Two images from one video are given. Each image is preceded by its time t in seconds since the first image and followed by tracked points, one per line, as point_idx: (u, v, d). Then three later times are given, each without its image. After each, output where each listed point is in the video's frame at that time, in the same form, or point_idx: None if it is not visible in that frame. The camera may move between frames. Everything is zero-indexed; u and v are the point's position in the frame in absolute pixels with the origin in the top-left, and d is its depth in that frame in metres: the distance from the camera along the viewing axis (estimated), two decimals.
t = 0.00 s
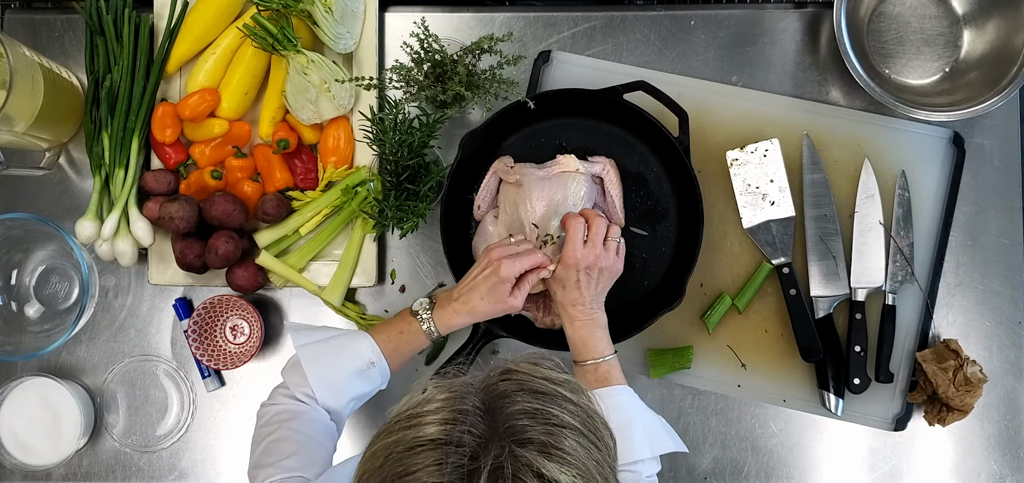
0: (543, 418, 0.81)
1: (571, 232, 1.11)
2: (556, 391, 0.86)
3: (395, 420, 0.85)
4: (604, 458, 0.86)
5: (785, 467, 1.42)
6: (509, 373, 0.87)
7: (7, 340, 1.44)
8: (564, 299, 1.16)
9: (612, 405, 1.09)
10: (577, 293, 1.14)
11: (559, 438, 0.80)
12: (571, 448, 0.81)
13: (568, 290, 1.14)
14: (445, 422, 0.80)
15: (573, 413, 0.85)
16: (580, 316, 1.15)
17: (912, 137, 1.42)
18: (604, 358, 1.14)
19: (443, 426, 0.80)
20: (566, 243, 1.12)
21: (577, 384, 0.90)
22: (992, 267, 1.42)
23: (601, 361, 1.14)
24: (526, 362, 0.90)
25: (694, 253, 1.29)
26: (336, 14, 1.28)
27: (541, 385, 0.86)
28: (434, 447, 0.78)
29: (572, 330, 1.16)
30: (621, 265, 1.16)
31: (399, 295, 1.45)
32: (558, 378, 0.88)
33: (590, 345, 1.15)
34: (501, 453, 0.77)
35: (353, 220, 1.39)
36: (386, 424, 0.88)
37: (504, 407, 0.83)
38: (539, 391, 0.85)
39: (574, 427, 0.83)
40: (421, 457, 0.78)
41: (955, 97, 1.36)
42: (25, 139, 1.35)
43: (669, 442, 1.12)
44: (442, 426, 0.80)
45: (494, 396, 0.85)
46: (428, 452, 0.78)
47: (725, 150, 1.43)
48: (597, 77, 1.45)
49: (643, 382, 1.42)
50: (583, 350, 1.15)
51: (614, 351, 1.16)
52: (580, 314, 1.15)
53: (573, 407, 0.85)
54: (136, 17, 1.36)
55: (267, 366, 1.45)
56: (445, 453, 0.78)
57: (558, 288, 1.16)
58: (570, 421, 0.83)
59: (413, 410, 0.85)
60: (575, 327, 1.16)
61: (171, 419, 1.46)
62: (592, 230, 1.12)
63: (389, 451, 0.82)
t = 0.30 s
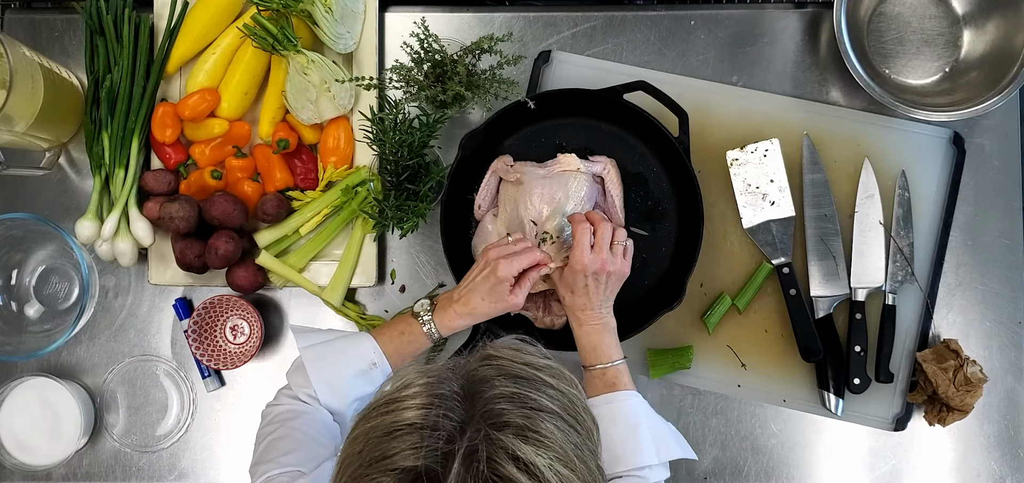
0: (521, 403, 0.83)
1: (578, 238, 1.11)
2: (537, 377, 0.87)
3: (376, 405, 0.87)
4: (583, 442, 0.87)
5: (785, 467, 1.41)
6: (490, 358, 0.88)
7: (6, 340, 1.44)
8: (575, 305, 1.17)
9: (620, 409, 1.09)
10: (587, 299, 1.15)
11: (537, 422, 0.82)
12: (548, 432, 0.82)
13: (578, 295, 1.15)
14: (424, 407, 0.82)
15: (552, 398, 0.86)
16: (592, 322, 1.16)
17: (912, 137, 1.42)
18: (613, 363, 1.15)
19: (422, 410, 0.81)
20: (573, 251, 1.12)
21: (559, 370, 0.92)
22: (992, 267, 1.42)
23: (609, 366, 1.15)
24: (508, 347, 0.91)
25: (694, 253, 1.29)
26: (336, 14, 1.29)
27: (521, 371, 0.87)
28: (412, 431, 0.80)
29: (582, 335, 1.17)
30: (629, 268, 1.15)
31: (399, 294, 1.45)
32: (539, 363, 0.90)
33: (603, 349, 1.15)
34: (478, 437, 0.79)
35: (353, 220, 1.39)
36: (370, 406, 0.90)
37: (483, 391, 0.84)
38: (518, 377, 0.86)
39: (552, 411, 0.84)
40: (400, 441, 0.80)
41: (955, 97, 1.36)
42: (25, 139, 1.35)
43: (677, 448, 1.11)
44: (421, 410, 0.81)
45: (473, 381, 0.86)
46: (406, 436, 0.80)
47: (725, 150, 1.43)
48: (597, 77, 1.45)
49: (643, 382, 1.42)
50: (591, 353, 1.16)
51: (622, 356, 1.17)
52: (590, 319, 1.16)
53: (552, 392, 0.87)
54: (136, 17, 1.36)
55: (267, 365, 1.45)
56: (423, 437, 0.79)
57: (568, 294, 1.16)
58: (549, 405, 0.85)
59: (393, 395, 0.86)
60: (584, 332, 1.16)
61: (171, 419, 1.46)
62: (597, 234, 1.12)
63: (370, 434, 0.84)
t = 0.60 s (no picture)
0: (513, 398, 0.83)
1: (584, 237, 1.11)
2: (531, 375, 0.87)
3: (370, 401, 0.87)
4: (575, 439, 0.87)
5: (785, 467, 1.41)
6: (483, 356, 0.88)
7: (6, 340, 1.44)
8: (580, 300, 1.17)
9: (622, 405, 1.08)
10: (593, 294, 1.15)
11: (529, 418, 0.82)
12: (540, 429, 0.82)
13: (583, 290, 1.15)
14: (416, 403, 0.82)
15: (545, 394, 0.86)
16: (597, 317, 1.16)
17: (912, 137, 1.42)
18: (617, 357, 1.15)
19: (414, 406, 0.82)
20: (578, 247, 1.12)
21: (552, 367, 0.92)
22: (992, 267, 1.42)
23: (614, 360, 1.14)
24: (502, 344, 0.91)
25: (694, 253, 1.29)
26: (336, 14, 1.29)
27: (513, 367, 0.87)
28: (405, 427, 0.80)
29: (587, 329, 1.17)
30: (636, 262, 1.15)
31: (399, 295, 1.45)
32: (532, 360, 0.90)
33: (607, 344, 1.16)
34: (470, 433, 0.79)
35: (353, 220, 1.38)
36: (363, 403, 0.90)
37: (476, 387, 0.84)
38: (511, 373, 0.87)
39: (544, 407, 0.84)
40: (392, 437, 0.80)
41: (955, 97, 1.36)
42: (25, 139, 1.35)
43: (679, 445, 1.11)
44: (413, 406, 0.81)
45: (466, 377, 0.86)
46: (399, 433, 0.80)
47: (725, 150, 1.43)
48: (597, 77, 1.45)
49: (643, 382, 1.42)
50: (596, 349, 1.16)
51: (627, 352, 1.17)
52: (595, 313, 1.16)
53: (545, 388, 0.87)
54: (136, 17, 1.36)
55: (267, 365, 1.45)
56: (415, 433, 0.80)
57: (573, 290, 1.17)
58: (541, 402, 0.85)
59: (386, 392, 0.86)
60: (590, 327, 1.17)
61: (171, 419, 1.46)
62: (602, 230, 1.12)
63: (362, 431, 0.84)
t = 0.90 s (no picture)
0: (502, 382, 0.85)
1: (575, 270, 1.13)
2: (519, 363, 0.89)
3: (363, 399, 0.89)
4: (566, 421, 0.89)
5: (785, 467, 1.42)
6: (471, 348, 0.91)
7: (7, 340, 1.44)
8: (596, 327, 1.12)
9: (652, 436, 1.09)
10: (609, 316, 1.10)
11: (520, 400, 0.84)
12: (531, 409, 0.84)
13: (598, 314, 1.11)
14: (408, 393, 0.84)
15: (534, 380, 0.88)
16: (618, 342, 1.11)
17: (912, 137, 1.42)
18: (644, 386, 1.12)
19: (407, 395, 0.84)
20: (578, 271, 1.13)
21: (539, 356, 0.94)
22: (992, 267, 1.42)
23: (643, 390, 1.12)
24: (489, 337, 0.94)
25: (694, 253, 1.29)
26: (336, 14, 1.29)
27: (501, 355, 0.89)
28: (399, 417, 0.82)
29: (613, 357, 1.12)
30: (634, 276, 1.14)
31: (399, 295, 1.45)
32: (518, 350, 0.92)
33: (635, 372, 1.12)
34: (462, 415, 0.81)
35: (353, 220, 1.38)
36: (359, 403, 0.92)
37: (466, 375, 0.86)
38: (500, 361, 0.89)
39: (533, 390, 0.87)
40: (386, 427, 0.82)
41: (955, 97, 1.36)
42: (25, 139, 1.35)
43: (710, 474, 1.12)
44: (405, 396, 0.84)
45: (456, 367, 0.88)
46: (393, 422, 0.82)
47: (725, 150, 1.43)
48: (597, 77, 1.45)
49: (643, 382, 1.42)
50: (623, 379, 1.13)
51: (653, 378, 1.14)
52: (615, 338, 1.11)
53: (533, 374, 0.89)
54: (136, 17, 1.36)
55: (267, 366, 1.45)
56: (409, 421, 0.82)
57: (589, 318, 1.12)
58: (530, 385, 0.87)
59: (379, 388, 0.89)
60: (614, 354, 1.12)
61: (171, 419, 1.46)
62: (591, 258, 1.14)
63: (358, 428, 0.86)
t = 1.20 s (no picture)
0: (481, 363, 0.82)
1: (577, 344, 1.07)
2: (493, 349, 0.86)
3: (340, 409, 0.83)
4: (546, 394, 0.88)
5: (785, 467, 1.42)
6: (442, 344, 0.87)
7: (7, 340, 1.45)
8: (587, 398, 1.11)
9: None
10: (605, 390, 1.09)
11: (501, 380, 0.81)
12: (513, 384, 0.82)
13: (593, 389, 1.09)
14: (387, 392, 0.79)
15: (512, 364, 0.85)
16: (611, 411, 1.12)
17: (912, 137, 1.42)
18: (636, 450, 1.15)
19: (388, 390, 0.79)
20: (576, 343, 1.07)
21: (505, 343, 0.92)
22: (992, 267, 1.42)
23: (635, 454, 1.15)
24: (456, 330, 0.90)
25: (694, 253, 1.29)
26: (336, 14, 1.29)
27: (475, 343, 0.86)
28: (382, 417, 0.77)
29: (604, 427, 1.13)
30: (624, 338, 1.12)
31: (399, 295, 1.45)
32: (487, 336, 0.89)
33: (625, 439, 1.14)
34: (447, 402, 0.77)
35: (353, 220, 1.38)
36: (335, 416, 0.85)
37: (443, 365, 0.82)
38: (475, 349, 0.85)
39: (512, 368, 0.84)
40: (371, 429, 0.77)
41: (955, 97, 1.36)
42: (25, 139, 1.35)
43: None
44: (385, 396, 0.78)
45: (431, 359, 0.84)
46: (378, 421, 0.77)
47: (725, 150, 1.43)
48: (597, 77, 1.45)
49: (643, 382, 1.42)
50: (613, 447, 1.15)
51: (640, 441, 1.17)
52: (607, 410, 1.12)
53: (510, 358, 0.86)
54: (136, 17, 1.36)
55: (267, 366, 1.45)
56: (393, 419, 0.76)
57: (581, 389, 1.10)
58: (509, 365, 0.85)
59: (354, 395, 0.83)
60: (606, 422, 1.13)
61: (171, 419, 1.46)
62: (590, 328, 1.08)
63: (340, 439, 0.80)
